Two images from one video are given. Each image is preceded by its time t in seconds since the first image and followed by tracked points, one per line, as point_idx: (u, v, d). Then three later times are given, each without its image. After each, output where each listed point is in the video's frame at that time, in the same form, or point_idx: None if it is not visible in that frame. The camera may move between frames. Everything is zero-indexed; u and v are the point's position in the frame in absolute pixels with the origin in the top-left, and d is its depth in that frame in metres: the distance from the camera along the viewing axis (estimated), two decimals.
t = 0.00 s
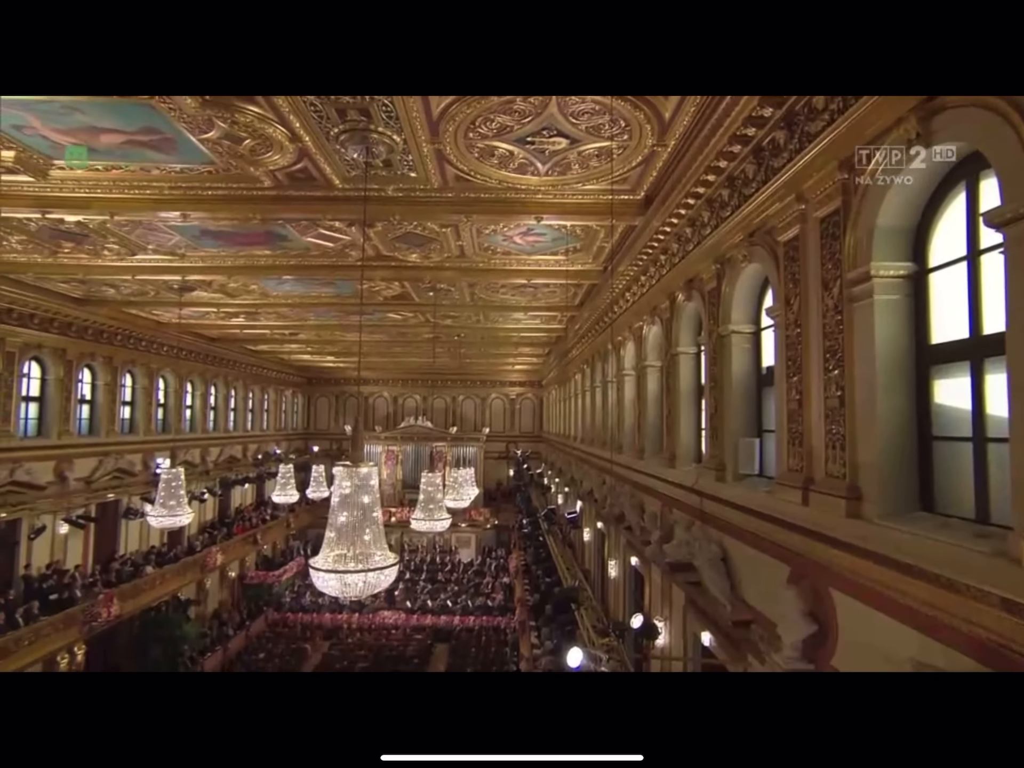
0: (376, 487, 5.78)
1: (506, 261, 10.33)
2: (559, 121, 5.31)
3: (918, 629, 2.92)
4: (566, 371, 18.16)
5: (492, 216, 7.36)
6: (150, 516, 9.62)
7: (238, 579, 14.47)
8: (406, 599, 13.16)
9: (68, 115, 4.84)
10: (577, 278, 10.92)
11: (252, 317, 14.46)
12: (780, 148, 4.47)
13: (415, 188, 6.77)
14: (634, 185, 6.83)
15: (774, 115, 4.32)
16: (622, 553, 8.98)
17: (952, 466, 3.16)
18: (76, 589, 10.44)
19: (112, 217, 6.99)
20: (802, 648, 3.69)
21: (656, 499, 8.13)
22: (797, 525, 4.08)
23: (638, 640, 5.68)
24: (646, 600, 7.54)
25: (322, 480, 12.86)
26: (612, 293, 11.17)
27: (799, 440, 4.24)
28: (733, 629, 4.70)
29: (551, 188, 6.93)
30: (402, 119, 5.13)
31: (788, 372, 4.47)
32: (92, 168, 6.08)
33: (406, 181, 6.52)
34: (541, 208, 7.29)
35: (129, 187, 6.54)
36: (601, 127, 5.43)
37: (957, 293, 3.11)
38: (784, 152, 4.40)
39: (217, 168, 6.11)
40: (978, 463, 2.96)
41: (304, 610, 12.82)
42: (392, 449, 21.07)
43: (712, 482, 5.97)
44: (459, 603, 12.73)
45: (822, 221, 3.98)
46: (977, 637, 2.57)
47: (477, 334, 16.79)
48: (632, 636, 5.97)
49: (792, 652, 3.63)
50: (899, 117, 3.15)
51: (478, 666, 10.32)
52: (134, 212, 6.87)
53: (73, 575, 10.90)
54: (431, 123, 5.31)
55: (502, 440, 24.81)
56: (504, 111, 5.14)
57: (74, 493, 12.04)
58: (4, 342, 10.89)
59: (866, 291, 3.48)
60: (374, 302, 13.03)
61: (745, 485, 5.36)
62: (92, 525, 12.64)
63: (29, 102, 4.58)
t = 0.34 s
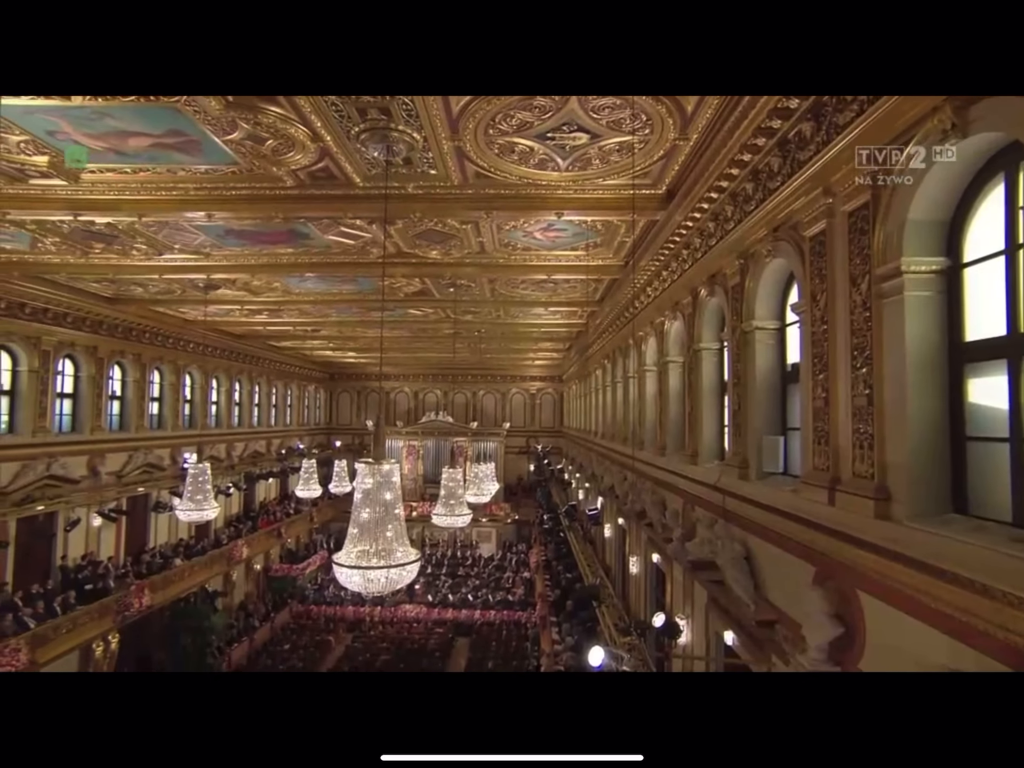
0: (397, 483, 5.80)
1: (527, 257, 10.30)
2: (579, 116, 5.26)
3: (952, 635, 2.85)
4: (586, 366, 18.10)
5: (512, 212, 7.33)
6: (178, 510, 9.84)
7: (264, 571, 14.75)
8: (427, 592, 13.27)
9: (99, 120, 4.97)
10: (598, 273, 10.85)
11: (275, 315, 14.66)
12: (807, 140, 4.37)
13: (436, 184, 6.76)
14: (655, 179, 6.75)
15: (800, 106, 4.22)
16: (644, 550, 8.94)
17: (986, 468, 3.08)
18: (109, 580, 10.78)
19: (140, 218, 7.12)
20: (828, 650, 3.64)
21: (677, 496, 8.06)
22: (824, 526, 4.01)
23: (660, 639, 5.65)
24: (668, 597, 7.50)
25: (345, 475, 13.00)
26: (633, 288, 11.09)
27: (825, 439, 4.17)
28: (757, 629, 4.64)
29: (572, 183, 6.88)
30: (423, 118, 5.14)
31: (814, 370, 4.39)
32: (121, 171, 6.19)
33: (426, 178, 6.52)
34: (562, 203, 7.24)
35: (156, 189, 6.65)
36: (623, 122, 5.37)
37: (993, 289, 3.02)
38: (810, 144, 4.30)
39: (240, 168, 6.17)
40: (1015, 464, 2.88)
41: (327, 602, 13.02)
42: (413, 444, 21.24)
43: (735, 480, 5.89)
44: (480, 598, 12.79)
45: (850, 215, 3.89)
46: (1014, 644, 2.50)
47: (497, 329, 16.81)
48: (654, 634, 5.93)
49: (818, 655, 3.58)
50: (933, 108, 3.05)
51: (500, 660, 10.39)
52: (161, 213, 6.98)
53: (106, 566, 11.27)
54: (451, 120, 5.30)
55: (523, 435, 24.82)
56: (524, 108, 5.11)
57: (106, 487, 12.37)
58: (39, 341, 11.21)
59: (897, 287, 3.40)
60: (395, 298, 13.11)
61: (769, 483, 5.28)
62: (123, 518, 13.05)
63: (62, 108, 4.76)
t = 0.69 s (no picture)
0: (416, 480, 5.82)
1: (545, 253, 10.25)
2: (598, 111, 5.21)
3: (980, 641, 2.80)
4: (605, 361, 18.00)
5: (529, 209, 7.30)
6: (202, 504, 10.00)
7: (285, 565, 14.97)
8: (446, 587, 13.34)
9: (124, 124, 5.06)
10: (616, 268, 10.77)
11: (295, 311, 14.80)
12: (831, 133, 4.27)
13: (453, 181, 6.74)
14: (675, 174, 6.66)
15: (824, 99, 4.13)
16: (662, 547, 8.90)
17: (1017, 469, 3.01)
18: (136, 573, 11.06)
19: (164, 218, 7.22)
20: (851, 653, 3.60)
21: (697, 494, 7.99)
22: (847, 527, 3.94)
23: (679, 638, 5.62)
24: (688, 595, 7.45)
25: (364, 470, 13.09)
26: (652, 283, 10.99)
27: (849, 438, 4.10)
28: (778, 629, 4.59)
29: (589, 179, 6.83)
30: (441, 117, 5.14)
31: (837, 368, 4.31)
32: (145, 172, 6.26)
33: (444, 175, 6.51)
34: (580, 199, 7.19)
35: (178, 189, 6.73)
36: (641, 116, 5.30)
37: None
38: (834, 137, 4.21)
39: (260, 168, 6.22)
40: None
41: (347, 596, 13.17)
42: (431, 440, 21.36)
43: (755, 478, 5.83)
44: (498, 592, 12.81)
45: (876, 210, 3.80)
46: None
47: (515, 325, 16.79)
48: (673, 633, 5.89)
49: (840, 658, 3.54)
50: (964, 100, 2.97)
51: (518, 655, 10.43)
52: (184, 213, 7.07)
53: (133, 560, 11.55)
54: (469, 117, 5.27)
55: (541, 431, 24.80)
56: (542, 104, 5.07)
57: (132, 481, 12.63)
58: (67, 339, 11.47)
59: (924, 284, 3.33)
60: (413, 295, 13.16)
61: (790, 482, 5.21)
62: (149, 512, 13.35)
63: (87, 112, 4.86)
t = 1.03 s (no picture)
0: (437, 477, 5.82)
1: (564, 249, 10.21)
2: (618, 107, 5.15)
3: (1016, 650, 2.72)
4: (625, 357, 17.91)
5: (549, 205, 7.27)
6: (226, 499, 10.16)
7: (307, 558, 15.20)
8: (466, 582, 13.41)
9: (150, 127, 5.14)
10: (637, 264, 10.67)
11: (316, 309, 14.95)
12: (858, 125, 4.17)
13: (473, 179, 6.74)
14: (697, 168, 6.56)
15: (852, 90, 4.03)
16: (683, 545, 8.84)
17: None
18: (163, 565, 11.32)
19: (188, 217, 7.33)
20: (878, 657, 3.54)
21: (718, 491, 7.91)
22: (874, 528, 3.86)
23: (701, 638, 5.58)
24: (709, 592, 7.39)
25: (385, 465, 13.19)
26: (673, 279, 10.89)
27: (876, 438, 4.01)
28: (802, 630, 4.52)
29: (610, 175, 6.77)
30: (460, 114, 5.13)
31: (864, 366, 4.22)
32: (170, 174, 6.35)
33: (463, 172, 6.50)
34: (600, 195, 7.14)
35: (202, 190, 6.83)
36: (662, 111, 5.23)
37: None
38: (862, 130, 4.11)
39: (281, 168, 6.27)
40: None
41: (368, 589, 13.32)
42: (451, 435, 21.47)
43: (778, 477, 5.75)
44: (518, 587, 12.87)
45: (906, 204, 3.71)
46: None
47: (534, 321, 16.77)
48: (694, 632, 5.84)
49: (867, 662, 3.49)
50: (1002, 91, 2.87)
51: (537, 651, 10.48)
52: (208, 213, 7.17)
53: (160, 553, 11.81)
54: (487, 114, 5.25)
55: (560, 426, 24.80)
56: (561, 100, 5.02)
57: (159, 476, 12.90)
58: (97, 337, 11.73)
59: (957, 281, 3.24)
60: (433, 291, 13.21)
61: (815, 482, 5.13)
62: (175, 506, 13.63)
63: (115, 117, 4.95)
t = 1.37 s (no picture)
0: (453, 475, 5.82)
1: (581, 245, 10.15)
2: (635, 102, 5.10)
3: None
4: (641, 353, 17.80)
5: (565, 201, 7.23)
6: (246, 494, 10.28)
7: (325, 553, 15.37)
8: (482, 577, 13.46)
9: (171, 129, 5.21)
10: (654, 259, 10.58)
11: (333, 306, 15.06)
12: (882, 118, 4.08)
13: (489, 176, 6.73)
14: (715, 163, 6.47)
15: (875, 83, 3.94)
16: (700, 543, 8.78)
17: None
18: (185, 559, 11.50)
19: (208, 217, 7.41)
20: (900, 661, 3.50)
21: (736, 490, 7.84)
22: (895, 530, 3.80)
23: (719, 638, 5.54)
24: (726, 591, 7.35)
25: (401, 461, 13.25)
26: (691, 275, 10.78)
27: (898, 438, 3.95)
28: (820, 632, 4.47)
29: (626, 171, 6.72)
30: (476, 112, 5.12)
31: (886, 364, 4.15)
32: (191, 174, 6.41)
33: (479, 170, 6.48)
34: (617, 191, 7.09)
35: (222, 190, 6.89)
36: (681, 106, 5.16)
37: None
38: (886, 123, 4.02)
39: (298, 168, 6.31)
40: None
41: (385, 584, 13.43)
42: (467, 432, 21.52)
43: (798, 476, 5.68)
44: (534, 583, 12.89)
45: (932, 199, 3.62)
46: None
47: (550, 317, 16.72)
48: (711, 632, 5.80)
49: (889, 665, 3.44)
50: None
51: (553, 647, 10.50)
52: (226, 212, 7.24)
53: (182, 547, 12.01)
54: (503, 112, 5.24)
55: (576, 423, 24.74)
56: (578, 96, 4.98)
57: (181, 471, 13.10)
58: (120, 335, 11.93)
59: (984, 279, 3.17)
60: (449, 288, 13.23)
61: (835, 481, 5.06)
62: (197, 501, 13.84)
63: (137, 119, 5.02)
